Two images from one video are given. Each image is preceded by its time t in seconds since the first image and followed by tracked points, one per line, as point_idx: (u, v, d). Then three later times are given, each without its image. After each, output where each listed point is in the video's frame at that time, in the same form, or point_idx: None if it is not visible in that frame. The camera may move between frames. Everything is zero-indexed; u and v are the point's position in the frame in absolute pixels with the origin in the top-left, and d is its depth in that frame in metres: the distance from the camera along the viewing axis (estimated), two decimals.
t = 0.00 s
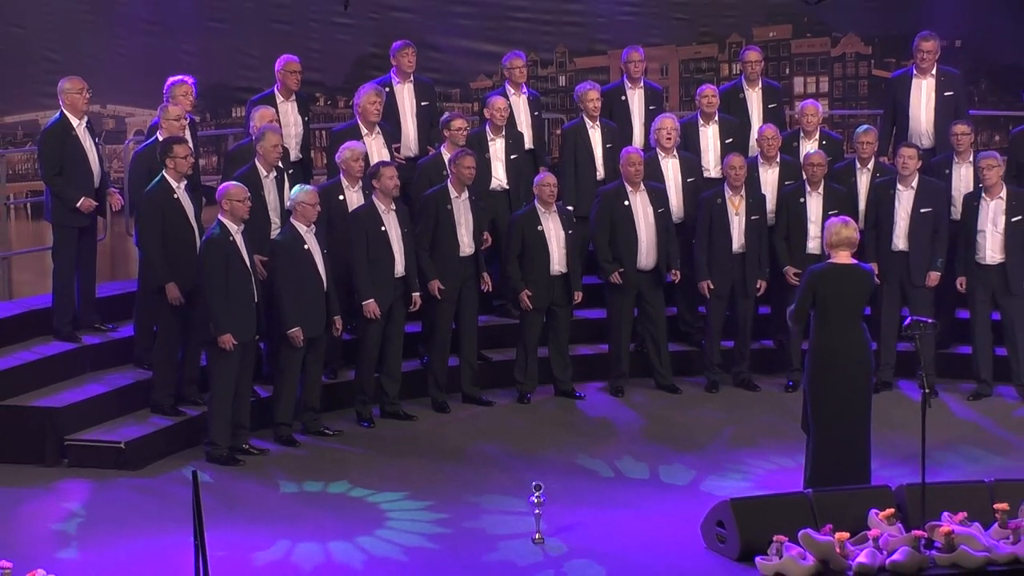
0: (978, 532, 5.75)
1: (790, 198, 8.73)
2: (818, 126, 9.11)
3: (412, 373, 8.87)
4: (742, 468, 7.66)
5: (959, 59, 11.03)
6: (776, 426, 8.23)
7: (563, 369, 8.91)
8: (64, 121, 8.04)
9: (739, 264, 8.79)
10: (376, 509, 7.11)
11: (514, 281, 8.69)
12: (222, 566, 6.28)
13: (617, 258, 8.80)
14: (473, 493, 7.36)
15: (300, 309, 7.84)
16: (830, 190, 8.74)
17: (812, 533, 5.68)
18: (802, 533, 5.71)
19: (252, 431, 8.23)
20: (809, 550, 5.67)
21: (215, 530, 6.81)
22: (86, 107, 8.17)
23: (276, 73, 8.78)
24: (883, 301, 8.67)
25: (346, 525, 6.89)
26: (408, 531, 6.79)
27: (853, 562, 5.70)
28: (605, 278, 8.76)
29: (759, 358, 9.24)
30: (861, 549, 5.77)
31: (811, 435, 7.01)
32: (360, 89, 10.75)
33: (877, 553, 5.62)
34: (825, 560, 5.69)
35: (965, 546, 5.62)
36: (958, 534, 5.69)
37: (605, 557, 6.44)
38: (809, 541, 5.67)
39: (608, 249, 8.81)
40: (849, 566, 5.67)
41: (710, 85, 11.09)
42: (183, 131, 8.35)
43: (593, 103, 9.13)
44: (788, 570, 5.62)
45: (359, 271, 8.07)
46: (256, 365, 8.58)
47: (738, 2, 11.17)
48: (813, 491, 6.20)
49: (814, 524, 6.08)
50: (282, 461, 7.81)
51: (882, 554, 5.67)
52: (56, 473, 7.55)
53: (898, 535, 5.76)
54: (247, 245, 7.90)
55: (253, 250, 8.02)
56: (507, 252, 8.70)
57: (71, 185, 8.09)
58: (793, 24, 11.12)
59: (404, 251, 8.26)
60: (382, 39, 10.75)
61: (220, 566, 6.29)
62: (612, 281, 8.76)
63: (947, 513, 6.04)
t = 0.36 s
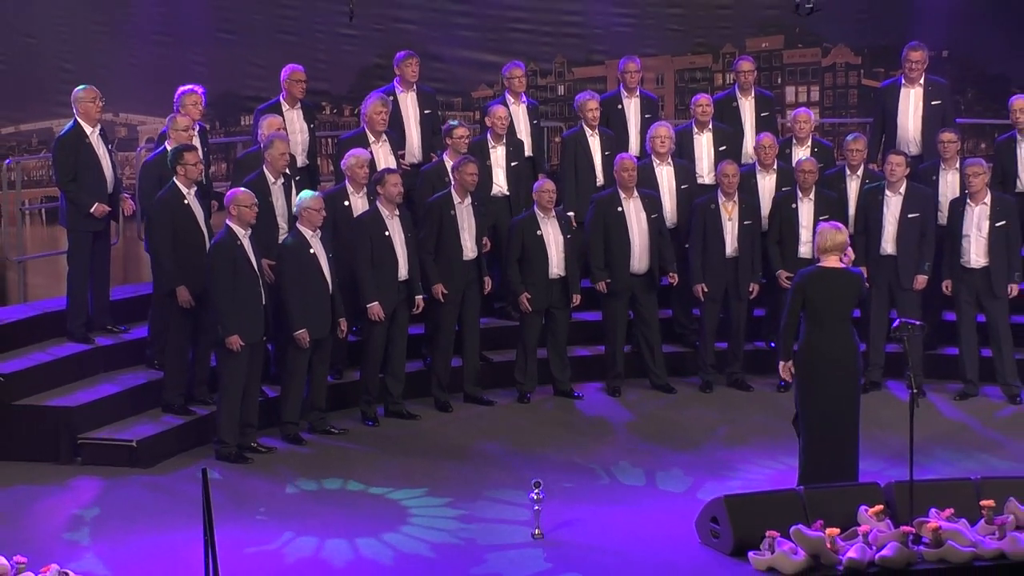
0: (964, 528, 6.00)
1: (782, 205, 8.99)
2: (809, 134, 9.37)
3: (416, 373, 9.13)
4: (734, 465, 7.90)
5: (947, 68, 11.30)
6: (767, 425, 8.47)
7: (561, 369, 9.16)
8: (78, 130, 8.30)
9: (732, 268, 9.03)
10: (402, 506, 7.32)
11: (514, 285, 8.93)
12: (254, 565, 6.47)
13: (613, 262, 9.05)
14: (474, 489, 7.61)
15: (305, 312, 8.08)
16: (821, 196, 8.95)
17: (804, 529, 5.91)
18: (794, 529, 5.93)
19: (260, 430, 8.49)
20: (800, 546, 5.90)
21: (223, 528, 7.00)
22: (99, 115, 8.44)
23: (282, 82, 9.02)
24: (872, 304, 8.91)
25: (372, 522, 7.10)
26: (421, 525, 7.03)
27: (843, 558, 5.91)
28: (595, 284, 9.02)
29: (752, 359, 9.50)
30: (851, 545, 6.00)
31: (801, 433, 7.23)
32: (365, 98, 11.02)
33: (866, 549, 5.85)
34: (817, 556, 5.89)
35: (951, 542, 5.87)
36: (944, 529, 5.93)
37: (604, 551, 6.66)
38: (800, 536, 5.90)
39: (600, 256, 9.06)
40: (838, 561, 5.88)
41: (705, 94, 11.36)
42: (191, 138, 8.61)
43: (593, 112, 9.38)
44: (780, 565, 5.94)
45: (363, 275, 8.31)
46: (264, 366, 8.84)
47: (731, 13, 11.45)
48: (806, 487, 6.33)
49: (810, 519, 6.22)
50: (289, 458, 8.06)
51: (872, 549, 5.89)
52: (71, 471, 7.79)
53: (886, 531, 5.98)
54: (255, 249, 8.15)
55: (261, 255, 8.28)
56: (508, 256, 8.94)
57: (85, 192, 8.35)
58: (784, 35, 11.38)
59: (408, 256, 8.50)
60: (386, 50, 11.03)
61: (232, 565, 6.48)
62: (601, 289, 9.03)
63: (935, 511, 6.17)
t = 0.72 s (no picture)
0: (952, 524, 6.24)
1: (774, 211, 9.25)
2: (801, 141, 9.62)
3: (419, 374, 9.39)
4: (727, 462, 8.14)
5: (934, 78, 11.60)
6: (759, 424, 8.72)
7: (560, 369, 9.41)
8: (91, 137, 8.56)
9: (725, 271, 9.29)
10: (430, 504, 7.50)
11: (514, 288, 9.18)
12: (268, 563, 6.61)
13: (609, 266, 9.31)
14: (476, 484, 7.87)
15: (312, 314, 8.32)
16: (813, 202, 9.23)
17: (794, 525, 6.12)
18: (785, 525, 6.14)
19: (268, 429, 8.74)
20: (791, 541, 6.10)
21: (231, 526, 7.19)
22: (111, 123, 8.69)
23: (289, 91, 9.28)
24: (862, 307, 9.17)
25: (391, 521, 7.23)
26: (427, 519, 7.27)
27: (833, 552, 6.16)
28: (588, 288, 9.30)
29: (745, 359, 9.77)
30: (841, 540, 6.23)
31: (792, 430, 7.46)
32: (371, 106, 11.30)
33: (856, 543, 6.11)
34: (807, 549, 6.14)
35: (939, 537, 6.13)
36: (932, 525, 6.18)
37: (601, 543, 6.88)
38: (792, 533, 6.11)
39: (595, 260, 9.31)
40: (829, 555, 6.12)
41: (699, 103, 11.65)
42: (199, 146, 8.87)
43: (593, 121, 9.62)
44: (772, 559, 6.08)
45: (368, 278, 8.56)
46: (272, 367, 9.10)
47: (726, 23, 11.71)
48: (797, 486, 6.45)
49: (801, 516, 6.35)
50: (296, 456, 8.31)
51: (861, 544, 6.15)
52: (85, 468, 8.04)
53: (875, 526, 6.22)
54: (263, 253, 8.40)
55: (269, 259, 8.55)
56: (508, 260, 9.19)
57: (98, 198, 8.61)
58: (777, 45, 11.67)
59: (411, 260, 8.77)
60: (390, 59, 11.30)
61: (240, 561, 6.66)
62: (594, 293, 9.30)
63: (924, 508, 6.35)
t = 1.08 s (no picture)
0: (939, 520, 6.46)
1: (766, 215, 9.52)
2: (794, 148, 9.87)
3: (423, 374, 9.66)
4: (721, 459, 8.40)
5: (922, 87, 11.90)
6: (752, 423, 8.97)
7: (559, 369, 9.68)
8: (103, 144, 8.82)
9: (720, 274, 9.56)
10: (436, 502, 7.75)
11: (515, 291, 9.45)
12: (277, 556, 6.87)
13: (607, 269, 9.57)
14: (477, 480, 8.13)
15: (318, 316, 8.58)
16: (804, 207, 9.49)
17: (788, 520, 6.33)
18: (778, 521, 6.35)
19: (277, 427, 9.01)
20: (784, 537, 6.32)
21: (241, 521, 7.45)
22: (123, 131, 8.95)
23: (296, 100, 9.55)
24: (851, 309, 9.44)
25: (395, 517, 7.49)
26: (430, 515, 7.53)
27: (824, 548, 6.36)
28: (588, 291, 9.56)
29: (739, 360, 10.04)
30: (832, 535, 6.44)
31: (783, 428, 7.72)
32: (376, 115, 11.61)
33: (846, 539, 6.31)
34: (799, 545, 6.35)
35: (927, 533, 6.34)
36: (921, 521, 6.39)
37: (600, 537, 7.13)
38: (785, 528, 6.32)
39: (595, 263, 9.58)
40: (820, 550, 6.33)
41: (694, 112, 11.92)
42: (209, 153, 9.14)
43: (593, 128, 9.88)
44: (765, 554, 6.31)
45: (373, 281, 8.83)
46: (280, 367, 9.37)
47: (719, 34, 11.97)
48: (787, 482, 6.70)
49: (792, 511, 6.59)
50: (303, 454, 8.57)
51: (851, 540, 6.36)
52: (98, 464, 8.30)
53: (866, 522, 6.44)
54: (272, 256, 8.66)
55: (278, 262, 8.81)
56: (509, 264, 9.46)
57: (111, 203, 8.86)
58: (769, 56, 11.97)
59: (414, 263, 9.02)
60: (395, 69, 11.59)
61: (250, 555, 6.91)
62: (594, 294, 9.56)
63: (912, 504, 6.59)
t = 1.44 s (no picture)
0: (927, 516, 6.71)
1: (760, 220, 9.79)
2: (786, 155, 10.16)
3: (425, 374, 9.93)
4: (716, 457, 8.66)
5: (909, 95, 12.20)
6: (746, 422, 9.23)
7: (558, 370, 9.94)
8: (116, 151, 9.10)
9: (715, 277, 9.82)
10: (452, 500, 7.98)
11: (515, 293, 9.72)
12: (286, 551, 7.13)
13: (606, 273, 9.84)
14: (478, 477, 8.40)
15: (324, 318, 8.85)
16: (796, 213, 9.76)
17: (779, 516, 6.57)
18: (770, 517, 6.59)
19: (284, 425, 9.27)
20: (776, 532, 6.55)
21: (251, 517, 7.70)
22: (135, 138, 9.23)
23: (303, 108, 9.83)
24: (842, 311, 9.71)
25: (400, 513, 7.75)
26: (434, 510, 7.79)
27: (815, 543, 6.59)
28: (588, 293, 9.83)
29: (733, 361, 10.32)
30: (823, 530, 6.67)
31: (775, 426, 7.98)
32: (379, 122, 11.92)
33: (837, 534, 6.54)
34: (790, 540, 6.58)
35: (915, 529, 6.59)
36: (909, 517, 6.65)
37: (597, 531, 7.39)
38: (776, 524, 6.56)
39: (594, 266, 9.85)
40: (811, 545, 6.57)
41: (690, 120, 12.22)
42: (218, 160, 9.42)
43: (592, 135, 10.18)
44: (757, 548, 6.54)
45: (377, 284, 9.10)
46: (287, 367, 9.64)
47: (714, 44, 12.24)
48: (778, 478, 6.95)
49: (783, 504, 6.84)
50: (309, 451, 8.83)
51: (841, 535, 6.58)
52: (111, 462, 8.56)
53: (855, 518, 6.66)
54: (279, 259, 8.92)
55: (285, 266, 9.08)
56: (509, 267, 9.73)
57: (124, 208, 9.14)
58: (761, 66, 12.26)
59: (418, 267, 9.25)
60: (398, 78, 11.88)
61: (260, 550, 7.16)
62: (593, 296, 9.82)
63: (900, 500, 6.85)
